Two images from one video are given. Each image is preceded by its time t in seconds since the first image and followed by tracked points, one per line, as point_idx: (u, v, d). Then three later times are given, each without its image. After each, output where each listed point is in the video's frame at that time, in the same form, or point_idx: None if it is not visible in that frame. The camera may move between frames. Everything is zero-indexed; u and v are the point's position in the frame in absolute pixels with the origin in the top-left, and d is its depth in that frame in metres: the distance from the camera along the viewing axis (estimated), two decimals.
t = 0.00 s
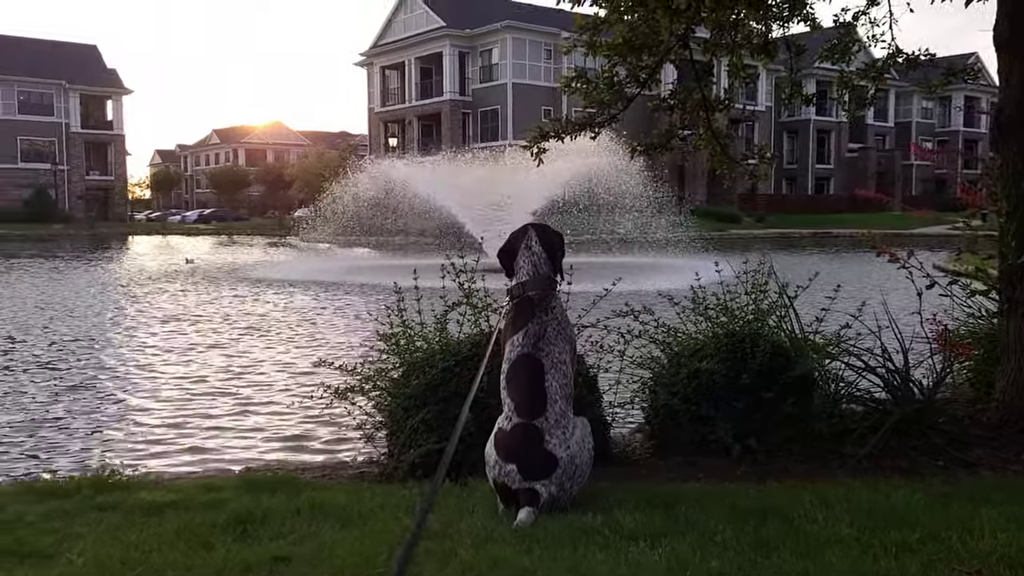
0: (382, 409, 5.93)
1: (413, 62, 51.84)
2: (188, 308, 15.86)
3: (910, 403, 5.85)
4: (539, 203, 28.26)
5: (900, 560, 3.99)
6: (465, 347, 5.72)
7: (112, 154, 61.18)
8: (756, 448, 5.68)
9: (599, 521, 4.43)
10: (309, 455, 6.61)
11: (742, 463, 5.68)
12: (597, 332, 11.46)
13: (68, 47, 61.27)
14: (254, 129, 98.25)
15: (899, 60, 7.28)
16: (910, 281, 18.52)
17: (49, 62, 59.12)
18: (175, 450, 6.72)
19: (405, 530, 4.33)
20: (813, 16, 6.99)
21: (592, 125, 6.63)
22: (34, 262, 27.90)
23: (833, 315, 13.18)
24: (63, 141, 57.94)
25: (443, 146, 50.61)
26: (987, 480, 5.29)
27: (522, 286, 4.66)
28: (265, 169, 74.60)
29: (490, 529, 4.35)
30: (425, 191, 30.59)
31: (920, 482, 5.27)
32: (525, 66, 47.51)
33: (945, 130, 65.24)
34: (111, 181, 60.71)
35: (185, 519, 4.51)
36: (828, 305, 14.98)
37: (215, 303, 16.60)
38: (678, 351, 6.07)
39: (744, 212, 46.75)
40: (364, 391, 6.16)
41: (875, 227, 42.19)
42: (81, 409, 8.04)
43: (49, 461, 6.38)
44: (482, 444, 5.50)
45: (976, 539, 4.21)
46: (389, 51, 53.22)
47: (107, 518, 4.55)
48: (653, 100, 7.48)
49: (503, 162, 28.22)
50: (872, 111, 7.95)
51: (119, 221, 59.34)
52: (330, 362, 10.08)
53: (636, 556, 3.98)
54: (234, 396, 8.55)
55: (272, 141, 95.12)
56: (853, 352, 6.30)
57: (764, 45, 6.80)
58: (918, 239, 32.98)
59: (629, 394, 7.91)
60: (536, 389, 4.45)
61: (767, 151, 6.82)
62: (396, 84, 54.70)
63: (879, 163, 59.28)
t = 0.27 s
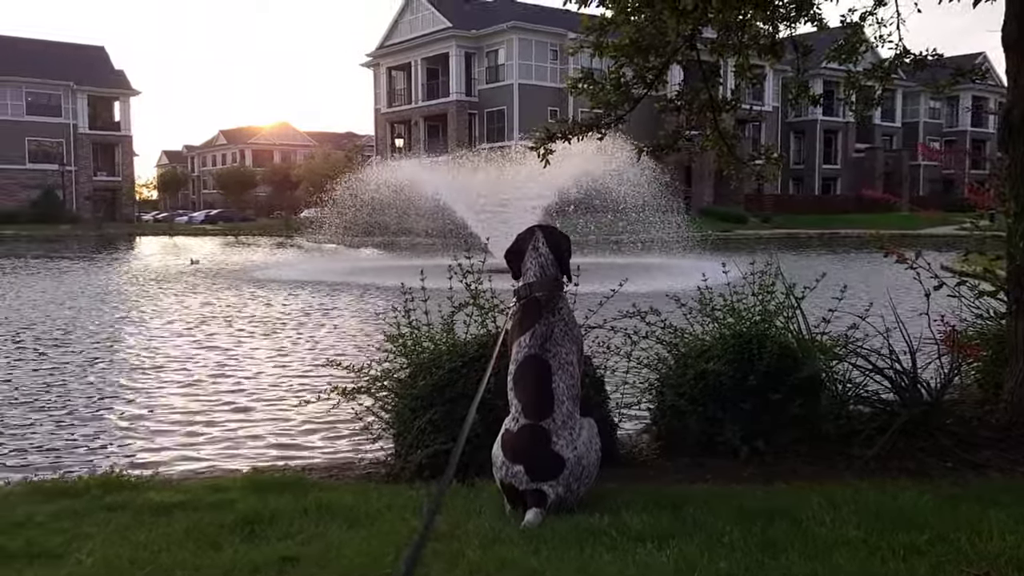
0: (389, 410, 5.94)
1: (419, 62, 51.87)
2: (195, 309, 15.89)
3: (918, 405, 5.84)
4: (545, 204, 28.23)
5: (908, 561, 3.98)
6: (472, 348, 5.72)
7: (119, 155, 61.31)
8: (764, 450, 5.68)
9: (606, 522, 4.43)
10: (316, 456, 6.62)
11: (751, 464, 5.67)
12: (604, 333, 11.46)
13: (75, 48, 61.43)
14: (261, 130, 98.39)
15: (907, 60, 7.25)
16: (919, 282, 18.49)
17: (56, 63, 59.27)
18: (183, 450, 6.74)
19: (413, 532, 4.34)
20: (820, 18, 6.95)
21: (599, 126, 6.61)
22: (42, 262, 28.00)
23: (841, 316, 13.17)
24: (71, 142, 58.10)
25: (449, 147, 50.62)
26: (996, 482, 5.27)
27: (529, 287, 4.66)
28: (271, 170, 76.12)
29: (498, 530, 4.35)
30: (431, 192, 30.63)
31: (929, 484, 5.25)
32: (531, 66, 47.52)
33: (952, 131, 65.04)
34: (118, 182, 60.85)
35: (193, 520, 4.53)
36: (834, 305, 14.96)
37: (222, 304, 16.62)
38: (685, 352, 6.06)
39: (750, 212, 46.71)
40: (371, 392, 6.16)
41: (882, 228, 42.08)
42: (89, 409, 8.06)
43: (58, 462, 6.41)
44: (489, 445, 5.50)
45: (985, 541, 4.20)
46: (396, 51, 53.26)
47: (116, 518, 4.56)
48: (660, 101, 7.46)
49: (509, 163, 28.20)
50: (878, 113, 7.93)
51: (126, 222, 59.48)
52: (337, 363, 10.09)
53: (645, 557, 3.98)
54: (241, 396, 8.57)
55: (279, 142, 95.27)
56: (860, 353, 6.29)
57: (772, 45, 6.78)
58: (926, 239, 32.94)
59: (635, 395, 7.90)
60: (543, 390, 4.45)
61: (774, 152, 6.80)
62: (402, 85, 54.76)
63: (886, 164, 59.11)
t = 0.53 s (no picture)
0: (398, 410, 5.95)
1: (426, 63, 51.90)
2: (203, 309, 15.93)
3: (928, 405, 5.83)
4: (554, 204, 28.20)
5: (919, 562, 3.98)
6: (480, 348, 5.73)
7: (128, 156, 61.48)
8: (773, 450, 5.67)
9: (615, 522, 4.43)
10: (326, 455, 6.64)
11: (760, 464, 5.67)
12: (612, 333, 11.47)
13: (84, 49, 61.63)
14: (268, 130, 98.57)
15: (916, 59, 7.22)
16: (928, 282, 18.49)
17: (65, 64, 59.47)
18: (192, 450, 6.76)
19: (422, 531, 4.34)
20: (829, 18, 6.91)
21: (607, 126, 6.61)
22: (51, 263, 28.09)
23: (849, 317, 13.17)
24: (80, 143, 58.30)
25: (456, 147, 50.64)
26: (1006, 482, 5.26)
27: (537, 287, 4.67)
28: (279, 171, 77.32)
29: (507, 530, 4.36)
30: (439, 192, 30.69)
31: (939, 484, 5.25)
32: (538, 66, 47.53)
33: (961, 130, 64.82)
34: (126, 183, 61.03)
35: (203, 519, 4.54)
36: (843, 305, 14.93)
37: (230, 304, 16.66)
38: (694, 352, 6.06)
39: (758, 212, 46.67)
40: (380, 392, 6.18)
41: (891, 228, 41.97)
42: (99, 409, 8.08)
43: (69, 462, 6.43)
44: (498, 445, 5.51)
45: (996, 542, 4.20)
46: (403, 52, 53.29)
47: (127, 518, 4.58)
48: (668, 101, 7.45)
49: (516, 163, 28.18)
50: (888, 113, 7.90)
51: (135, 222, 59.67)
52: (346, 363, 10.11)
53: (655, 557, 3.99)
54: (250, 396, 8.59)
55: (286, 142, 95.43)
56: (869, 354, 6.27)
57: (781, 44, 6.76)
58: (935, 239, 32.90)
59: (644, 395, 7.89)
60: (553, 390, 4.46)
61: (783, 152, 6.79)
62: (410, 85, 54.81)
63: (894, 164, 58.94)
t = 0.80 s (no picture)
0: (406, 410, 5.97)
1: (434, 63, 51.97)
2: (213, 310, 15.97)
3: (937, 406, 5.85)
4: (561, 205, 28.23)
5: (929, 563, 3.97)
6: (490, 348, 5.73)
7: (138, 157, 61.75)
8: (782, 450, 5.66)
9: (625, 523, 4.43)
10: (335, 455, 6.68)
11: (770, 465, 5.66)
12: (621, 334, 11.49)
13: (94, 51, 61.94)
14: (276, 130, 98.75)
15: (927, 59, 7.19)
16: (938, 282, 18.44)
17: (76, 65, 59.78)
18: (203, 450, 6.80)
19: (432, 532, 4.35)
20: (839, 18, 6.86)
21: (616, 127, 6.58)
22: (61, 264, 28.20)
23: (860, 317, 13.12)
24: (90, 144, 58.59)
25: (464, 147, 50.72)
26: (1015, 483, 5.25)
27: (547, 288, 4.65)
28: (290, 172, 77.98)
29: (517, 531, 4.36)
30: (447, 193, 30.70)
31: (950, 485, 5.24)
32: (546, 66, 47.54)
33: (972, 129, 64.55)
34: (137, 184, 61.32)
35: (214, 519, 4.56)
36: (853, 307, 14.91)
37: (240, 304, 16.74)
38: (703, 353, 6.05)
39: (766, 212, 46.59)
40: (388, 393, 6.19)
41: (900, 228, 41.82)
42: (110, 409, 8.14)
43: (80, 462, 6.47)
44: (506, 445, 5.52)
45: (1006, 544, 4.18)
46: (411, 52, 53.39)
47: (138, 518, 4.60)
48: (676, 101, 7.43)
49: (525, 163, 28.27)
50: (898, 113, 7.85)
51: (145, 223, 59.92)
52: (357, 363, 10.16)
53: (663, 559, 3.98)
54: (261, 396, 8.63)
55: (294, 143, 95.64)
56: (879, 354, 6.26)
57: (789, 45, 6.73)
58: (945, 238, 32.79)
59: (652, 395, 7.90)
60: (562, 392, 4.46)
61: (792, 152, 6.76)
62: (418, 85, 54.91)
63: (904, 163, 58.74)
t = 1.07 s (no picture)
0: (416, 409, 5.98)
1: (443, 63, 52.00)
2: (223, 309, 16.01)
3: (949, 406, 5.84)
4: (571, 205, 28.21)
5: (942, 563, 3.95)
6: (500, 347, 5.73)
7: (148, 157, 61.99)
8: (793, 449, 5.64)
9: (636, 522, 4.43)
10: (346, 454, 6.69)
11: (781, 464, 5.64)
12: (631, 333, 11.48)
13: (105, 52, 62.20)
14: (286, 131, 98.98)
15: (939, 57, 7.16)
16: (951, 281, 18.35)
17: (87, 66, 60.04)
18: (213, 448, 6.82)
19: (443, 531, 4.35)
20: (850, 15, 6.81)
21: (626, 125, 6.55)
22: (72, 263, 28.30)
23: (871, 316, 13.07)
24: (101, 145, 58.85)
25: (473, 146, 50.72)
26: None
27: (557, 286, 4.65)
28: (300, 171, 78.16)
29: (528, 530, 4.36)
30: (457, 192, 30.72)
31: (963, 485, 5.21)
32: (555, 66, 47.51)
33: (984, 128, 64.21)
34: (148, 184, 61.56)
35: (225, 518, 4.56)
36: (865, 306, 14.85)
37: (251, 304, 16.78)
38: (713, 352, 6.02)
39: (777, 211, 46.45)
40: (398, 392, 6.20)
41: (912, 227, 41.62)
42: (121, 408, 8.16)
43: (92, 460, 6.49)
44: (516, 443, 5.51)
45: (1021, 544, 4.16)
46: (420, 52, 53.44)
47: (150, 516, 4.61)
48: (686, 100, 7.41)
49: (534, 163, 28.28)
50: (910, 111, 7.79)
51: (156, 223, 60.16)
52: (367, 362, 10.18)
53: (674, 557, 3.98)
54: (271, 395, 8.66)
55: (304, 143, 95.83)
56: (891, 353, 6.23)
57: (800, 42, 6.71)
58: (957, 237, 32.67)
59: (663, 394, 7.88)
60: (572, 390, 4.46)
61: (802, 151, 6.73)
62: (427, 84, 54.96)
63: (915, 162, 58.46)
